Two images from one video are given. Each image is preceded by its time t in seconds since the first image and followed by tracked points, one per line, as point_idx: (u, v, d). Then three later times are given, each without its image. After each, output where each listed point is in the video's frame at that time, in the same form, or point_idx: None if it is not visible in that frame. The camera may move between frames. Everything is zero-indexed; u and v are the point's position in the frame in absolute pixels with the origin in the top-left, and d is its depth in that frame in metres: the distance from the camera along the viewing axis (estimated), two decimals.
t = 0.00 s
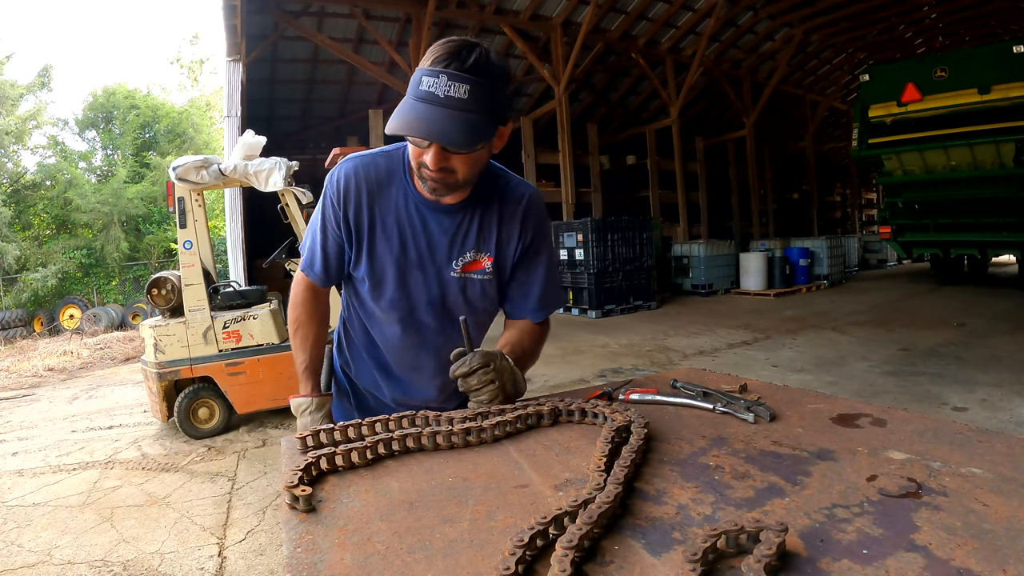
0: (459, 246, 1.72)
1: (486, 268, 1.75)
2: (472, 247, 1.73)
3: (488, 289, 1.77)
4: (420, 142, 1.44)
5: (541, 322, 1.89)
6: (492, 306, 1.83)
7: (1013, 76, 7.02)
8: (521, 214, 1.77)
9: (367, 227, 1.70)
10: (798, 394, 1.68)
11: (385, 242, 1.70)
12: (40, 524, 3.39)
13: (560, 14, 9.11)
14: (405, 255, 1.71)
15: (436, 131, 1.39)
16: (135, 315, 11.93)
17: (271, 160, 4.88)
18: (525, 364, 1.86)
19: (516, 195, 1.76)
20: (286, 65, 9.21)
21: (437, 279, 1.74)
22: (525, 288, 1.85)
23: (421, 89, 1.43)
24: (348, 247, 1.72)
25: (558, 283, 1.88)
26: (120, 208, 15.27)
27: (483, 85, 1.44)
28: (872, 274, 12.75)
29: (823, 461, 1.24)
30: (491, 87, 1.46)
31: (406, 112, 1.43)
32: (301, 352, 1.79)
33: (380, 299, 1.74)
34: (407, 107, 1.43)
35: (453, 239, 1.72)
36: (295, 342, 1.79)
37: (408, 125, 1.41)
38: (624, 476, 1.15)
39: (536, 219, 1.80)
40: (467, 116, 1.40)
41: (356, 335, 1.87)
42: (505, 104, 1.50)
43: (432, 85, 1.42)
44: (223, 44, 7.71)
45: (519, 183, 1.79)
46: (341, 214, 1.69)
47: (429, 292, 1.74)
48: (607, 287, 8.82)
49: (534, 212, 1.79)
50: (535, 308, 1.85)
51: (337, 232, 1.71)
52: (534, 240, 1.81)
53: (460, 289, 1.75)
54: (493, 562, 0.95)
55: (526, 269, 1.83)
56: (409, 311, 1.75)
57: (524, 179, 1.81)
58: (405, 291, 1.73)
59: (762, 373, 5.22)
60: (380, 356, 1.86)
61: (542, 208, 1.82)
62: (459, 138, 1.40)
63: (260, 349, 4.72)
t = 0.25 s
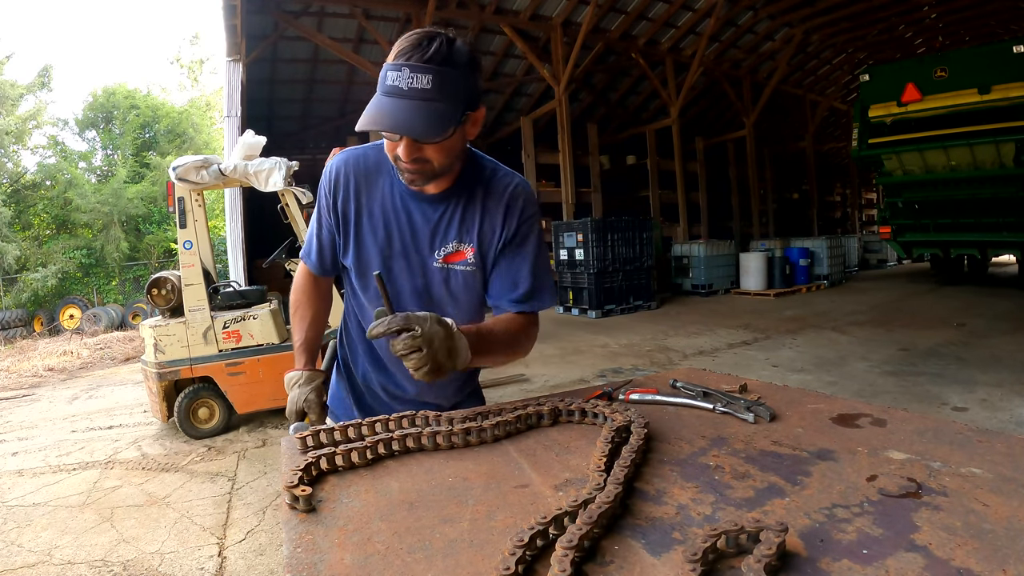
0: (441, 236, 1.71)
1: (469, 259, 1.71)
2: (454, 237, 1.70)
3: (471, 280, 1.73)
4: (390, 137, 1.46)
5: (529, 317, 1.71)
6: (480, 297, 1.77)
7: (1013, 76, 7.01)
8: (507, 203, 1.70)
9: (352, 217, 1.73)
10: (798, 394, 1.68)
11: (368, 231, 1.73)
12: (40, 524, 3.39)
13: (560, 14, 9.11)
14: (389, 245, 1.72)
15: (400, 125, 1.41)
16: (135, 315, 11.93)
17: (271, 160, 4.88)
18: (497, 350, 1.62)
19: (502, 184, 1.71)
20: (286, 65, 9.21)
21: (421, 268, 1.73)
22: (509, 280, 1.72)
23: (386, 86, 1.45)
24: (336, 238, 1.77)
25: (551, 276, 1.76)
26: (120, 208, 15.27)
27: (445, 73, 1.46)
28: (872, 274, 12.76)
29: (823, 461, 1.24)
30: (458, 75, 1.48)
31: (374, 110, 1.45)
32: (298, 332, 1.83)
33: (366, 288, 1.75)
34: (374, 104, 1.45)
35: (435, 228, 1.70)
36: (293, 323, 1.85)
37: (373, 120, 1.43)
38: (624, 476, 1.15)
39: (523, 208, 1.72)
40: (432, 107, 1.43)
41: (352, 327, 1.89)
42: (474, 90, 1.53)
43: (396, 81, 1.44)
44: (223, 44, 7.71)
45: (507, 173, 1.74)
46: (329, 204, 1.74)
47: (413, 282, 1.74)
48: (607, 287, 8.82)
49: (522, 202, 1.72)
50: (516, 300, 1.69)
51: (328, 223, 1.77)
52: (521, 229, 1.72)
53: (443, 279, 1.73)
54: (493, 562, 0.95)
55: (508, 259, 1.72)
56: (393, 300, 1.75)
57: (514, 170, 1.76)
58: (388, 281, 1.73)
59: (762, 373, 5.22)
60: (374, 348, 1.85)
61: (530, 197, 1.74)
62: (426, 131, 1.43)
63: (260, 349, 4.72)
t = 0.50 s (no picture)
0: (427, 233, 1.71)
1: (452, 256, 1.70)
2: (439, 234, 1.70)
3: (455, 278, 1.72)
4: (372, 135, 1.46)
5: (512, 319, 1.61)
6: (465, 295, 1.74)
7: (1013, 76, 7.02)
8: (491, 199, 1.67)
9: (344, 214, 1.77)
10: (797, 394, 1.69)
11: (358, 228, 1.76)
12: (40, 524, 3.39)
13: (560, 14, 9.11)
14: (378, 241, 1.75)
15: (381, 125, 1.41)
16: (135, 315, 11.93)
17: (271, 160, 4.88)
18: (467, 368, 1.53)
19: (488, 179, 1.69)
20: (286, 65, 9.21)
21: (408, 265, 1.75)
22: (490, 278, 1.64)
23: (366, 85, 1.45)
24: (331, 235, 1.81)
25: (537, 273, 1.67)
26: (120, 208, 15.27)
27: (424, 70, 1.45)
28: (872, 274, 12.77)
29: (823, 461, 1.24)
30: (437, 71, 1.47)
31: (355, 110, 1.45)
32: (298, 323, 1.83)
33: (356, 284, 1.79)
34: (356, 105, 1.46)
35: (421, 224, 1.71)
36: (295, 314, 1.85)
37: (354, 122, 1.43)
38: (624, 476, 1.15)
39: (508, 203, 1.67)
40: (411, 105, 1.43)
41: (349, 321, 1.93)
42: (456, 84, 1.52)
43: (377, 79, 1.44)
44: (223, 44, 7.71)
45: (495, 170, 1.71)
46: (324, 202, 1.79)
47: (401, 278, 1.76)
48: (607, 287, 8.82)
49: (507, 197, 1.67)
50: (497, 302, 1.60)
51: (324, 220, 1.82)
52: (503, 225, 1.66)
53: (429, 276, 1.73)
54: (493, 562, 0.95)
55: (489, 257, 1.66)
56: (382, 295, 1.77)
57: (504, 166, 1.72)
58: (377, 276, 1.76)
59: (762, 373, 5.22)
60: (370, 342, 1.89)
61: (515, 193, 1.69)
62: (407, 129, 1.43)
63: (260, 349, 4.73)
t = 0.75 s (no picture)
0: (424, 237, 1.71)
1: (450, 261, 1.70)
2: (436, 239, 1.70)
3: (453, 282, 1.71)
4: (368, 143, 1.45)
5: (512, 323, 1.61)
6: (464, 299, 1.74)
7: (1013, 76, 7.02)
8: (489, 203, 1.67)
9: (341, 218, 1.77)
10: (797, 394, 1.69)
11: (356, 232, 1.76)
12: (40, 524, 3.39)
13: (560, 14, 9.11)
14: (376, 245, 1.75)
15: (376, 132, 1.40)
16: (135, 315, 11.93)
17: (271, 160, 4.88)
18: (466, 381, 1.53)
19: (486, 183, 1.68)
20: (286, 65, 9.21)
21: (406, 269, 1.74)
22: (489, 283, 1.64)
23: (360, 93, 1.45)
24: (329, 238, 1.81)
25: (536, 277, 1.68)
26: (120, 208, 15.27)
27: (419, 76, 1.45)
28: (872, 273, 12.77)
29: (823, 461, 1.24)
30: (432, 76, 1.47)
31: (350, 118, 1.45)
32: (301, 323, 1.83)
33: (355, 287, 1.79)
34: (350, 112, 1.45)
35: (419, 228, 1.71)
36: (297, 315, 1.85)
37: (348, 129, 1.43)
38: (624, 476, 1.15)
39: (506, 207, 1.66)
40: (407, 111, 1.42)
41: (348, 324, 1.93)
42: (451, 89, 1.52)
43: (371, 86, 1.43)
44: (223, 44, 7.71)
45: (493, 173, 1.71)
46: (322, 206, 1.80)
47: (399, 283, 1.75)
48: (606, 287, 8.82)
49: (506, 201, 1.67)
50: (496, 307, 1.60)
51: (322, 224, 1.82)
52: (501, 229, 1.66)
53: (427, 280, 1.73)
54: (493, 562, 0.95)
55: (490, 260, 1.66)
56: (380, 300, 1.77)
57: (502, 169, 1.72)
58: (374, 280, 1.76)
59: (762, 373, 5.22)
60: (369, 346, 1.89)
61: (514, 197, 1.68)
62: (402, 135, 1.42)
63: (260, 349, 4.73)
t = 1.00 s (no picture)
0: (425, 237, 1.71)
1: (452, 260, 1.70)
2: (437, 239, 1.70)
3: (455, 282, 1.72)
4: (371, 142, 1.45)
5: (511, 321, 1.61)
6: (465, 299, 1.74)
7: (1013, 76, 7.02)
8: (489, 202, 1.67)
9: (341, 218, 1.77)
10: (797, 394, 1.69)
11: (356, 232, 1.76)
12: (40, 524, 3.39)
13: (560, 14, 9.11)
14: (376, 246, 1.75)
15: (379, 134, 1.41)
16: (135, 315, 11.93)
17: (271, 160, 4.88)
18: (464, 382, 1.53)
19: (486, 181, 1.69)
20: (286, 65, 9.21)
21: (406, 269, 1.74)
22: (488, 281, 1.64)
23: (366, 92, 1.44)
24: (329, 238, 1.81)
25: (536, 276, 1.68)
26: (120, 208, 15.27)
27: (426, 78, 1.45)
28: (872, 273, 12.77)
29: (823, 461, 1.24)
30: (437, 78, 1.47)
31: (354, 117, 1.44)
32: (299, 323, 1.82)
33: (355, 288, 1.79)
34: (355, 111, 1.45)
35: (419, 228, 1.71)
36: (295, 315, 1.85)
37: (353, 129, 1.43)
38: (624, 476, 1.15)
39: (506, 205, 1.67)
40: (412, 112, 1.42)
41: (346, 325, 1.92)
42: (455, 91, 1.52)
43: (377, 87, 1.43)
44: (223, 44, 7.71)
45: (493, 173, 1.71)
46: (321, 206, 1.79)
47: (399, 283, 1.75)
48: (606, 287, 8.82)
49: (506, 200, 1.67)
50: (494, 305, 1.60)
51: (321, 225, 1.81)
52: (502, 228, 1.66)
53: (428, 280, 1.73)
54: (493, 562, 0.95)
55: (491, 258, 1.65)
56: (380, 300, 1.77)
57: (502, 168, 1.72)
58: (375, 280, 1.76)
59: (762, 373, 5.22)
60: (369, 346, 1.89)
61: (514, 195, 1.69)
62: (406, 135, 1.42)
63: (260, 349, 4.72)
